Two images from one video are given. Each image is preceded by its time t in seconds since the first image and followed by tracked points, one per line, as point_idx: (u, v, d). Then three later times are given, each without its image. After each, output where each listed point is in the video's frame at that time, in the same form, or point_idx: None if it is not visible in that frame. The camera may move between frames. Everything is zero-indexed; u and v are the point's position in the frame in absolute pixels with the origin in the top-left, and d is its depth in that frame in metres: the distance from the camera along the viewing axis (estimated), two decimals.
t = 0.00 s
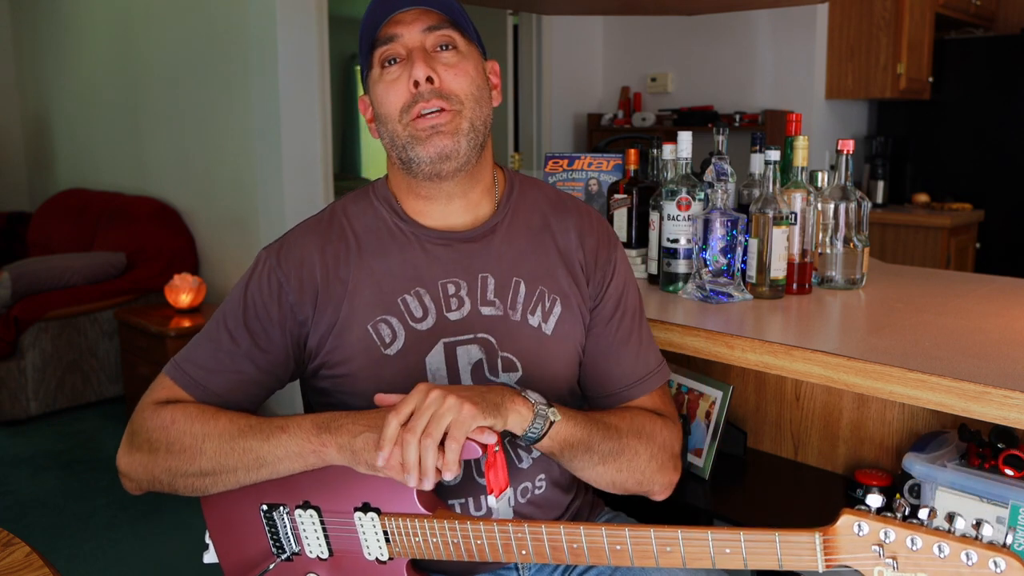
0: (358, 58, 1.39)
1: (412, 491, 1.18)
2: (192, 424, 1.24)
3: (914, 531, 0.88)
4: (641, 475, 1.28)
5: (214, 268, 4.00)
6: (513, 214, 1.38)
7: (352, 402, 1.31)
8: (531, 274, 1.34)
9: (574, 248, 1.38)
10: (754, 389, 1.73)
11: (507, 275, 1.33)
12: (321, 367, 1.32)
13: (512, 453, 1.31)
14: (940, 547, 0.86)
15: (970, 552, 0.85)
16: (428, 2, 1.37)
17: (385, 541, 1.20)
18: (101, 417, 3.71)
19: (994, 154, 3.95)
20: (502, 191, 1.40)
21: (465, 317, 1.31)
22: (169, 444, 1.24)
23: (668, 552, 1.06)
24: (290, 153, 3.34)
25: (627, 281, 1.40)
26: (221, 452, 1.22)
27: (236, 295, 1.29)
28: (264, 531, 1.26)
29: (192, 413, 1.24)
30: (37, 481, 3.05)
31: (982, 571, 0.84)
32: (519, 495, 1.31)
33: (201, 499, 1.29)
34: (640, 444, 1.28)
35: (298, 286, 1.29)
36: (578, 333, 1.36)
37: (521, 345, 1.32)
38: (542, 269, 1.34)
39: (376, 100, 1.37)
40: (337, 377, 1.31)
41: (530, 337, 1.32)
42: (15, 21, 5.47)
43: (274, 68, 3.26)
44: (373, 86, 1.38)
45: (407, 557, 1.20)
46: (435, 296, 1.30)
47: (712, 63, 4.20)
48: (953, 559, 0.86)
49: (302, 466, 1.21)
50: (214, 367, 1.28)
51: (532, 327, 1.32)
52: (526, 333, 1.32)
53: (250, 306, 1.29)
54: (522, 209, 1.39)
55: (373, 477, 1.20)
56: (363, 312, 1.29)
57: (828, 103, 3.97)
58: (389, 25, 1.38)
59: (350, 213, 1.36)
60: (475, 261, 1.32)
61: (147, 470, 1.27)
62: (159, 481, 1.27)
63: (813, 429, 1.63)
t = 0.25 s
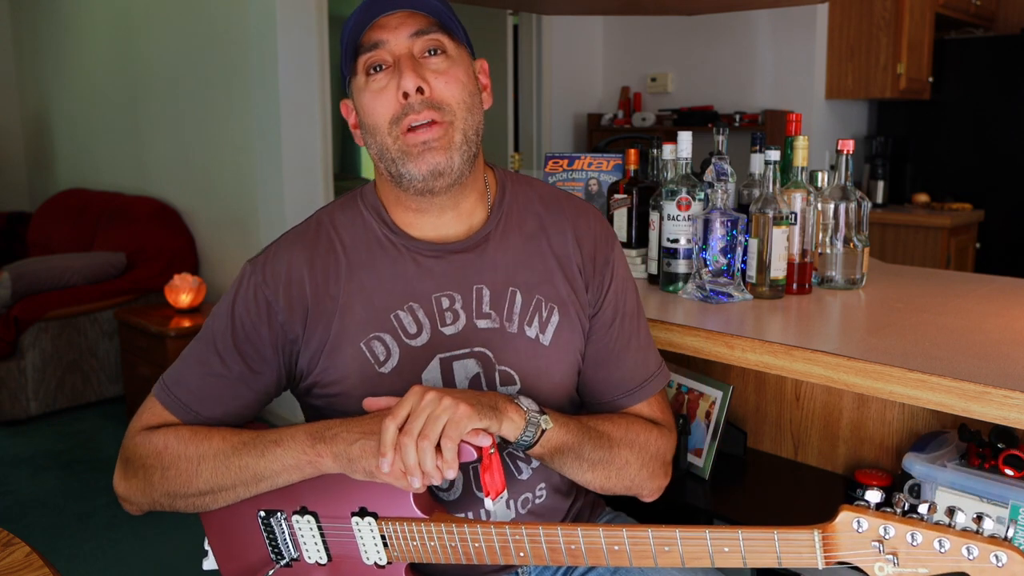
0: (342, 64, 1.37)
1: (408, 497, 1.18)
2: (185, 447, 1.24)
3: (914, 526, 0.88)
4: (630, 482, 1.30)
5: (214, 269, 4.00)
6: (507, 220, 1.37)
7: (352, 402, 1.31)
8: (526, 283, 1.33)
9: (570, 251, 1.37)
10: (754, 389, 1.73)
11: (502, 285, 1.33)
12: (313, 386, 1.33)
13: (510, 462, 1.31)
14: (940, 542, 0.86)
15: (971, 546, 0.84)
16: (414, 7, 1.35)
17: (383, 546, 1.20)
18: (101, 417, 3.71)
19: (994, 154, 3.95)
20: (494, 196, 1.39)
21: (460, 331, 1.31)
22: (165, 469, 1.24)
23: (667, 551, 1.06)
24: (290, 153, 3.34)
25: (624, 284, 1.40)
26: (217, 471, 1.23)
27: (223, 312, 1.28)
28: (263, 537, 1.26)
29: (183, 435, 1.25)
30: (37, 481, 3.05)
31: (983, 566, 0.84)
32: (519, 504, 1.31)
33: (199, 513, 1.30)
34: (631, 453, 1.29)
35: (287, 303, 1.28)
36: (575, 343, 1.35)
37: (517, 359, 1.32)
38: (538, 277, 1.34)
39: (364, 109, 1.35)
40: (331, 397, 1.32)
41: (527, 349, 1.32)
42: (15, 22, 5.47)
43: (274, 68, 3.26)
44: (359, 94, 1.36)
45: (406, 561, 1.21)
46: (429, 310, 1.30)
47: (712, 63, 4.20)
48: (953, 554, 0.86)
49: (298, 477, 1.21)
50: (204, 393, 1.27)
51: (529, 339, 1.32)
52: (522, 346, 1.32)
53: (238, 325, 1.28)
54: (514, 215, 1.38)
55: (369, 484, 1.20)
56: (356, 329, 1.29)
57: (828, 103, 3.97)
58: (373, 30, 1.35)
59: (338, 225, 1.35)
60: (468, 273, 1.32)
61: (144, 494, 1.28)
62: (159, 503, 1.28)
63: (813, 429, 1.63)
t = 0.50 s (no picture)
0: (332, 69, 1.34)
1: (405, 504, 1.18)
2: (178, 457, 1.24)
3: (918, 530, 0.87)
4: (630, 485, 1.30)
5: (214, 269, 4.00)
6: (501, 223, 1.37)
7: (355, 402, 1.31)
8: (521, 288, 1.33)
9: (566, 253, 1.37)
10: (754, 389, 1.73)
11: (497, 290, 1.33)
12: (308, 397, 1.33)
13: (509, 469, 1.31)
14: (944, 546, 0.86)
15: (974, 549, 0.84)
16: (406, 10, 1.33)
17: (383, 552, 1.20)
18: (101, 417, 3.71)
19: (995, 154, 3.95)
20: (489, 199, 1.39)
21: (455, 338, 1.31)
22: (158, 480, 1.24)
23: (669, 556, 1.06)
24: (290, 153, 3.34)
25: (622, 285, 1.39)
26: (211, 481, 1.23)
27: (215, 320, 1.28)
28: (261, 544, 1.27)
29: (176, 445, 1.24)
30: (37, 481, 3.05)
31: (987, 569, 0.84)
32: (519, 510, 1.31)
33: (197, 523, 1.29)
34: (630, 456, 1.29)
35: (280, 310, 1.29)
36: (572, 347, 1.35)
37: (513, 365, 1.32)
38: (533, 281, 1.34)
39: (357, 116, 1.34)
40: (327, 406, 1.32)
41: (524, 354, 1.32)
42: (15, 22, 5.47)
43: (274, 68, 3.26)
44: (351, 101, 1.34)
45: (407, 566, 1.20)
46: (424, 318, 1.31)
47: (712, 63, 4.20)
48: (956, 557, 0.86)
49: (294, 486, 1.21)
50: (198, 402, 1.27)
51: (525, 343, 1.32)
52: (519, 351, 1.32)
53: (231, 333, 1.28)
54: (509, 218, 1.38)
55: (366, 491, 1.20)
56: (351, 337, 1.29)
57: (828, 103, 3.97)
58: (364, 35, 1.33)
59: (331, 231, 1.35)
60: (463, 279, 1.32)
61: (138, 505, 1.28)
62: (152, 513, 1.28)
63: (813, 429, 1.63)
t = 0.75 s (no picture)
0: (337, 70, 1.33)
1: (404, 502, 1.18)
2: (178, 456, 1.24)
3: (914, 524, 0.88)
4: (629, 480, 1.30)
5: (214, 269, 4.00)
6: (497, 221, 1.37)
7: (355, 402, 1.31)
8: (518, 285, 1.33)
9: (561, 250, 1.37)
10: (754, 389, 1.73)
11: (494, 287, 1.33)
12: (305, 395, 1.33)
13: (507, 467, 1.31)
14: (940, 540, 0.87)
15: (971, 543, 0.85)
16: (416, 14, 1.32)
17: (382, 550, 1.20)
18: (101, 417, 3.71)
19: (995, 154, 3.95)
20: (485, 198, 1.40)
21: (452, 336, 1.31)
22: (159, 479, 1.24)
23: (667, 552, 1.06)
24: (290, 153, 3.34)
25: (618, 283, 1.39)
26: (211, 480, 1.23)
27: (213, 319, 1.29)
28: (260, 543, 1.27)
29: (176, 445, 1.24)
30: (37, 481, 3.05)
31: (984, 563, 0.85)
32: (517, 508, 1.31)
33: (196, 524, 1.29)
34: (629, 451, 1.29)
35: (278, 307, 1.29)
36: (569, 344, 1.35)
37: (510, 362, 1.32)
38: (529, 279, 1.34)
39: (359, 115, 1.33)
40: (325, 404, 1.32)
41: (521, 351, 1.32)
42: (15, 22, 5.47)
43: (274, 68, 3.26)
44: (355, 100, 1.33)
45: (406, 565, 1.21)
46: (420, 316, 1.31)
47: (712, 63, 4.20)
48: (953, 552, 0.86)
49: (294, 484, 1.21)
50: (196, 400, 1.27)
51: (522, 341, 1.32)
52: (516, 348, 1.32)
53: (229, 332, 1.28)
54: (505, 216, 1.38)
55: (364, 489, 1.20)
56: (348, 335, 1.29)
57: (828, 103, 3.97)
58: (372, 36, 1.32)
59: (328, 231, 1.35)
60: (459, 276, 1.32)
61: (138, 505, 1.28)
62: (152, 513, 1.28)
63: (813, 429, 1.63)
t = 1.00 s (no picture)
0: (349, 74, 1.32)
1: (407, 493, 1.18)
2: (185, 449, 1.24)
3: (909, 515, 0.89)
4: (632, 471, 1.30)
5: (214, 269, 4.00)
6: (499, 219, 1.37)
7: (356, 401, 1.31)
8: (519, 281, 1.34)
9: (561, 246, 1.38)
10: (754, 389, 1.73)
11: (495, 283, 1.33)
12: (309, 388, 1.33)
13: (509, 460, 1.31)
14: (935, 530, 0.87)
15: (965, 533, 0.85)
16: (431, 20, 1.32)
17: (382, 544, 1.21)
18: (101, 417, 3.71)
19: (995, 154, 3.95)
20: (486, 195, 1.40)
21: (454, 330, 1.31)
22: (166, 471, 1.24)
23: (664, 544, 1.06)
24: (290, 153, 3.34)
25: (617, 280, 1.40)
26: (217, 472, 1.23)
27: (219, 315, 1.28)
28: (262, 536, 1.27)
29: (183, 438, 1.25)
30: (37, 481, 3.05)
31: (977, 553, 0.85)
32: (516, 503, 1.32)
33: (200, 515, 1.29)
34: (629, 442, 1.29)
35: (281, 303, 1.29)
36: (569, 338, 1.35)
37: (512, 357, 1.32)
38: (531, 275, 1.35)
39: (368, 117, 1.33)
40: (327, 398, 1.32)
41: (522, 346, 1.32)
42: (15, 22, 5.47)
43: (274, 68, 3.26)
44: (364, 102, 1.33)
45: (405, 559, 1.21)
46: (422, 310, 1.30)
47: (711, 63, 4.20)
48: (947, 542, 0.86)
49: (299, 475, 1.21)
50: (202, 393, 1.27)
51: (523, 336, 1.32)
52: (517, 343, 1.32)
53: (234, 327, 1.28)
54: (506, 214, 1.38)
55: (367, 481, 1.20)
56: (350, 329, 1.29)
57: (828, 103, 3.97)
58: (387, 40, 1.31)
59: (332, 227, 1.35)
60: (461, 272, 1.32)
61: (145, 497, 1.28)
62: (160, 505, 1.28)
63: (813, 429, 1.63)
